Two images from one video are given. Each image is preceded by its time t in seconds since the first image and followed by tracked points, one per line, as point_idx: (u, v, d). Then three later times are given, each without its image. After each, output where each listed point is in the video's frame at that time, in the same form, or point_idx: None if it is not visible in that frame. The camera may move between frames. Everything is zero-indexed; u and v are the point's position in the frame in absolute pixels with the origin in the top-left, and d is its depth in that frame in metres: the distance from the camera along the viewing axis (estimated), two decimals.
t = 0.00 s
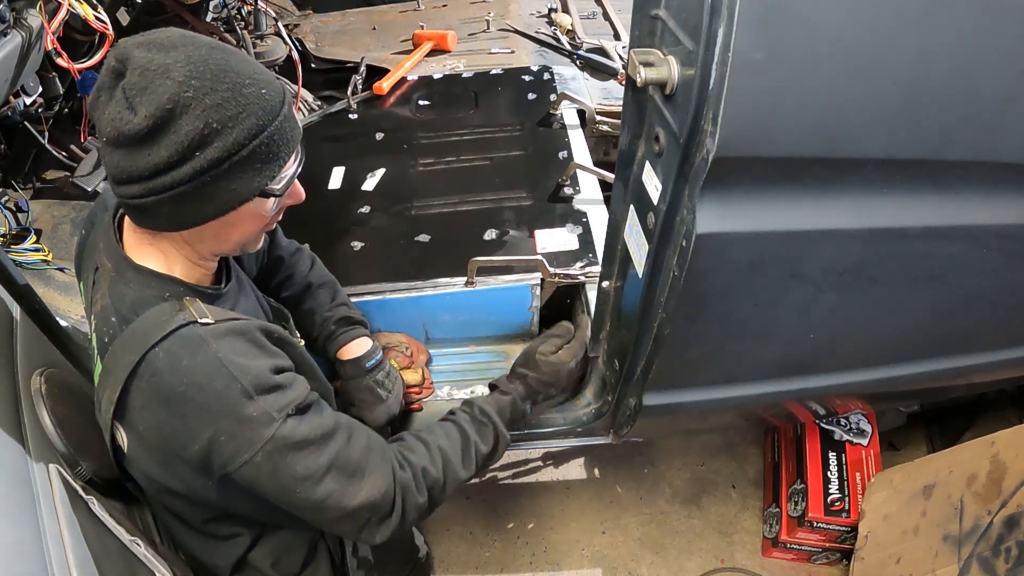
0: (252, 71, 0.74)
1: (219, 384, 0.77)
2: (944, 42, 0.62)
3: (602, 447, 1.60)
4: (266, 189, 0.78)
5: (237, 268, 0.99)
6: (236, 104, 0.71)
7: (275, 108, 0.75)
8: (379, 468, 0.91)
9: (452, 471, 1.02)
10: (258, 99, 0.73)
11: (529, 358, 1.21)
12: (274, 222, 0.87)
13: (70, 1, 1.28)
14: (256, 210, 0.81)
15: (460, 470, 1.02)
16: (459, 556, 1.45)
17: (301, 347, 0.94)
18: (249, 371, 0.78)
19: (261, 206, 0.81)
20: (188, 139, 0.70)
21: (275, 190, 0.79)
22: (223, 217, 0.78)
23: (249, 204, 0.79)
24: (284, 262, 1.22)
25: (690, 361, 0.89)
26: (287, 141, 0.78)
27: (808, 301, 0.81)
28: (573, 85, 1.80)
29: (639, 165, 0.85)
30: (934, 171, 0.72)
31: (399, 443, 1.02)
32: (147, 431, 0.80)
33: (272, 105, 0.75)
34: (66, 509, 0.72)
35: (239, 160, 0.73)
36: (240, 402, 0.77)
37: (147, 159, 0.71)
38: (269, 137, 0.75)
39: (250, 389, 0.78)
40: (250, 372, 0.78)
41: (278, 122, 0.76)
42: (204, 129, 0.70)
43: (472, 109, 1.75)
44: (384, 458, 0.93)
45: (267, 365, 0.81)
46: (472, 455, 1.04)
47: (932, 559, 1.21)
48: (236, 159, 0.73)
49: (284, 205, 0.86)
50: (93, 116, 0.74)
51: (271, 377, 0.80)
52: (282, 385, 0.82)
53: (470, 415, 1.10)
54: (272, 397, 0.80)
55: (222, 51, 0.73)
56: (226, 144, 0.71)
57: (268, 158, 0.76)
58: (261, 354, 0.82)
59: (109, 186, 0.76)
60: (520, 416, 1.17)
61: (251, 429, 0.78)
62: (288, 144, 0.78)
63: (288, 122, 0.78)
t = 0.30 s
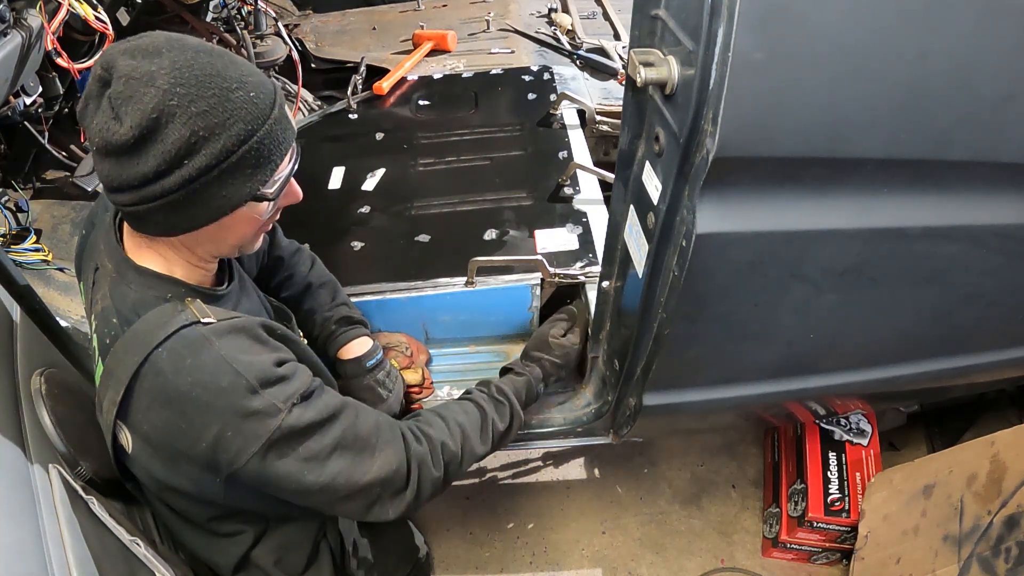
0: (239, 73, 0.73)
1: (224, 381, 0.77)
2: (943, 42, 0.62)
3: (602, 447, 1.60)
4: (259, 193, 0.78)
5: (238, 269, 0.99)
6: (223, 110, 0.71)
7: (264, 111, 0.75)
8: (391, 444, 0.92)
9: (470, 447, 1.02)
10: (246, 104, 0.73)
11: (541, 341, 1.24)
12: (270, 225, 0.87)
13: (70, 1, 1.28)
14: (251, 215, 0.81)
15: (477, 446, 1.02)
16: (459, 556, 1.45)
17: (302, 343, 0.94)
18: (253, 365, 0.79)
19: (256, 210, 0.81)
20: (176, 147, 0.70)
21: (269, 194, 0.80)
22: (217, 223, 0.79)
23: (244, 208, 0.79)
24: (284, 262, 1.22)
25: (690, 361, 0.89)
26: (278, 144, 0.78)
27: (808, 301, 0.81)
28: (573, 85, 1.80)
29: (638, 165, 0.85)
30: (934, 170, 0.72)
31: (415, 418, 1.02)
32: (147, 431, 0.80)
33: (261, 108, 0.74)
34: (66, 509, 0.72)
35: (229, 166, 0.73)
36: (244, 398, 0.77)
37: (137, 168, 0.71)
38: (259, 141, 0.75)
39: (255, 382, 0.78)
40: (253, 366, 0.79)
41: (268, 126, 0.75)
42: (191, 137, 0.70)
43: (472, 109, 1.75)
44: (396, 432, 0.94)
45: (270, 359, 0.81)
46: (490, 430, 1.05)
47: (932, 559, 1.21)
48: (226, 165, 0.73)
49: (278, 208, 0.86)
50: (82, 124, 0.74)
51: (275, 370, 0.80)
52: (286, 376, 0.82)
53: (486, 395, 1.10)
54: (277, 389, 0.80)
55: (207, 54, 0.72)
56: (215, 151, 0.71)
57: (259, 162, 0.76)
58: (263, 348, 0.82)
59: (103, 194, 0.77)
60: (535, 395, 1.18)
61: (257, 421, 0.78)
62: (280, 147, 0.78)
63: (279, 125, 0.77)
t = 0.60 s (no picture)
0: (239, 73, 0.73)
1: (222, 385, 0.77)
2: (943, 42, 0.62)
3: (602, 447, 1.60)
4: (260, 194, 0.78)
5: (238, 270, 0.99)
6: (224, 110, 0.71)
7: (264, 111, 0.75)
8: (385, 457, 0.91)
9: (462, 461, 1.02)
10: (247, 104, 0.72)
11: (539, 355, 1.24)
12: (270, 226, 0.87)
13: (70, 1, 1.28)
14: (251, 215, 0.81)
15: (470, 461, 1.02)
16: (459, 556, 1.45)
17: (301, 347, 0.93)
18: (250, 370, 0.78)
19: (256, 211, 0.81)
20: (177, 148, 0.69)
21: (270, 194, 0.80)
22: (217, 224, 0.79)
23: (244, 209, 0.79)
24: (284, 262, 1.22)
25: (690, 361, 0.89)
26: (278, 144, 0.77)
27: (808, 301, 0.81)
28: (573, 85, 1.80)
29: (638, 165, 0.85)
30: (934, 171, 0.72)
31: (408, 431, 1.02)
32: (146, 431, 0.80)
33: (261, 109, 0.74)
34: (65, 509, 0.72)
35: (229, 167, 0.73)
36: (241, 403, 0.77)
37: (137, 170, 0.71)
38: (260, 142, 0.74)
39: (253, 388, 0.78)
40: (251, 371, 0.78)
41: (268, 126, 0.75)
42: (192, 138, 0.70)
43: (472, 109, 1.75)
44: (391, 445, 0.93)
45: (267, 365, 0.81)
46: (482, 444, 1.05)
47: (932, 559, 1.21)
48: (226, 167, 0.73)
49: (278, 209, 0.86)
50: (82, 125, 0.74)
51: (272, 376, 0.80)
52: (283, 382, 0.82)
53: (480, 408, 1.10)
54: (275, 395, 0.80)
55: (207, 55, 0.72)
56: (215, 152, 0.71)
57: (259, 163, 0.76)
58: (261, 353, 0.82)
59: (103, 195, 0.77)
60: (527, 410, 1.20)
61: (254, 428, 0.78)
62: (280, 148, 0.78)
63: (279, 125, 0.77)
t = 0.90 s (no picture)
0: (242, 75, 0.73)
1: (216, 394, 0.77)
2: (943, 42, 0.62)
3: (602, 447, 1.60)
4: (261, 197, 0.78)
5: (236, 272, 1.00)
6: (226, 113, 0.71)
7: (267, 114, 0.75)
8: (363, 484, 0.92)
9: (423, 489, 1.05)
10: (249, 107, 0.72)
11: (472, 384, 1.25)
12: (270, 228, 0.87)
13: (70, 1, 1.28)
14: (252, 218, 0.81)
15: (431, 487, 1.07)
16: (459, 556, 1.45)
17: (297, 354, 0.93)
18: (246, 380, 0.78)
19: (257, 213, 0.81)
20: (179, 151, 0.69)
21: (271, 198, 0.80)
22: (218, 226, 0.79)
23: (245, 212, 0.79)
24: (284, 262, 1.22)
25: (690, 361, 0.89)
26: (280, 147, 0.77)
27: (808, 302, 0.81)
28: (573, 85, 1.80)
29: (638, 165, 0.85)
30: (935, 170, 0.72)
31: (373, 463, 1.04)
32: (146, 433, 0.80)
33: (263, 112, 0.74)
34: (65, 509, 0.72)
35: (231, 170, 0.73)
36: (235, 411, 0.78)
37: (139, 172, 0.71)
38: (262, 145, 0.74)
39: (246, 400, 0.78)
40: (247, 382, 0.79)
41: (270, 129, 0.75)
42: (194, 141, 0.70)
43: (472, 109, 1.75)
44: (367, 474, 0.94)
45: (264, 375, 0.81)
46: (441, 472, 1.09)
47: (932, 559, 1.21)
48: (228, 169, 0.73)
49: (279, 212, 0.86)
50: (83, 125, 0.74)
51: (267, 387, 0.80)
52: (278, 395, 0.82)
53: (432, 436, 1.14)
54: (268, 408, 0.80)
55: (210, 57, 0.72)
56: (217, 154, 0.71)
57: (261, 166, 0.76)
58: (258, 363, 0.82)
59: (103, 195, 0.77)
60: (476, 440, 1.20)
61: (246, 438, 0.79)
62: (282, 151, 0.78)
63: (281, 128, 0.77)
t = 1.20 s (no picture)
0: (247, 79, 0.73)
1: (216, 394, 0.77)
2: (943, 42, 0.62)
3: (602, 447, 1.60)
4: (263, 201, 0.78)
5: (236, 273, 1.00)
6: (231, 117, 0.71)
7: (271, 119, 0.74)
8: (359, 482, 0.92)
9: (418, 486, 1.06)
10: (253, 112, 0.72)
11: (466, 383, 1.27)
12: (271, 232, 0.87)
13: (70, 1, 1.28)
14: (253, 220, 0.81)
15: (425, 484, 1.07)
16: (460, 556, 1.45)
17: (296, 356, 0.93)
18: (246, 380, 0.78)
19: (259, 216, 0.81)
20: (182, 153, 0.69)
21: (273, 202, 0.80)
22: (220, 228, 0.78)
23: (246, 216, 0.79)
24: (284, 263, 1.22)
25: (689, 361, 0.89)
26: (284, 152, 0.77)
27: (808, 302, 0.81)
28: (573, 85, 1.80)
29: (639, 165, 0.85)
30: (935, 170, 0.72)
31: (368, 461, 1.04)
32: (144, 434, 0.80)
33: (268, 116, 0.74)
34: (65, 509, 0.72)
35: (233, 173, 0.73)
36: (235, 411, 0.78)
37: (141, 173, 0.71)
38: (265, 149, 0.74)
39: (246, 400, 0.78)
40: (247, 381, 0.78)
41: (274, 134, 0.75)
42: (198, 144, 0.69)
43: (472, 109, 1.75)
44: (363, 472, 0.94)
45: (264, 375, 0.81)
46: (435, 469, 1.09)
47: (931, 559, 1.21)
48: (231, 173, 0.73)
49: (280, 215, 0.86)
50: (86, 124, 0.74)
51: (267, 387, 0.80)
52: (278, 394, 0.82)
53: (425, 434, 1.15)
54: (267, 408, 0.80)
55: (215, 60, 0.72)
56: (220, 158, 0.71)
57: (264, 170, 0.76)
58: (258, 363, 0.82)
59: (105, 195, 0.77)
60: (469, 438, 1.21)
61: (245, 438, 0.78)
62: (285, 156, 0.78)
63: (285, 133, 0.77)
